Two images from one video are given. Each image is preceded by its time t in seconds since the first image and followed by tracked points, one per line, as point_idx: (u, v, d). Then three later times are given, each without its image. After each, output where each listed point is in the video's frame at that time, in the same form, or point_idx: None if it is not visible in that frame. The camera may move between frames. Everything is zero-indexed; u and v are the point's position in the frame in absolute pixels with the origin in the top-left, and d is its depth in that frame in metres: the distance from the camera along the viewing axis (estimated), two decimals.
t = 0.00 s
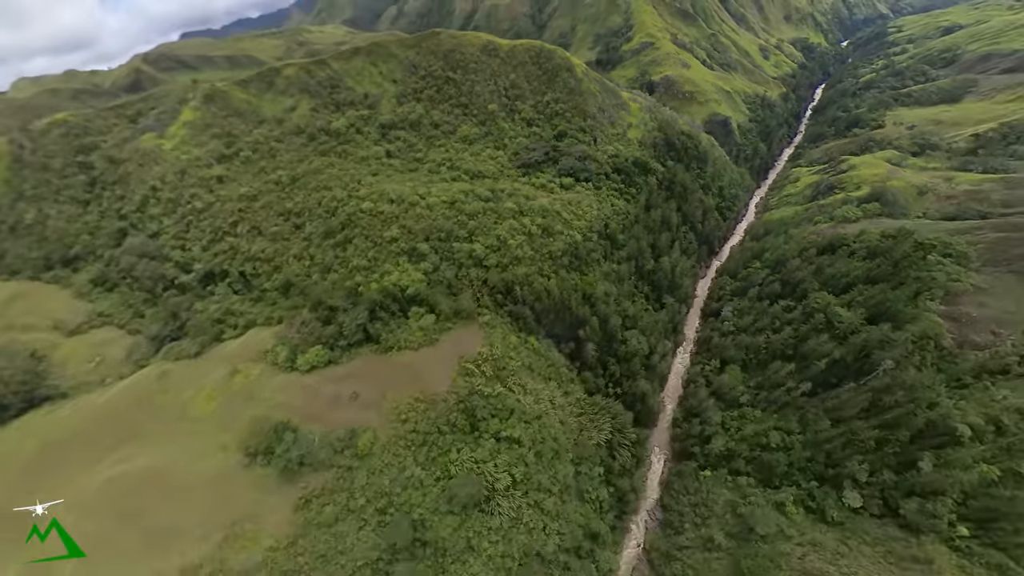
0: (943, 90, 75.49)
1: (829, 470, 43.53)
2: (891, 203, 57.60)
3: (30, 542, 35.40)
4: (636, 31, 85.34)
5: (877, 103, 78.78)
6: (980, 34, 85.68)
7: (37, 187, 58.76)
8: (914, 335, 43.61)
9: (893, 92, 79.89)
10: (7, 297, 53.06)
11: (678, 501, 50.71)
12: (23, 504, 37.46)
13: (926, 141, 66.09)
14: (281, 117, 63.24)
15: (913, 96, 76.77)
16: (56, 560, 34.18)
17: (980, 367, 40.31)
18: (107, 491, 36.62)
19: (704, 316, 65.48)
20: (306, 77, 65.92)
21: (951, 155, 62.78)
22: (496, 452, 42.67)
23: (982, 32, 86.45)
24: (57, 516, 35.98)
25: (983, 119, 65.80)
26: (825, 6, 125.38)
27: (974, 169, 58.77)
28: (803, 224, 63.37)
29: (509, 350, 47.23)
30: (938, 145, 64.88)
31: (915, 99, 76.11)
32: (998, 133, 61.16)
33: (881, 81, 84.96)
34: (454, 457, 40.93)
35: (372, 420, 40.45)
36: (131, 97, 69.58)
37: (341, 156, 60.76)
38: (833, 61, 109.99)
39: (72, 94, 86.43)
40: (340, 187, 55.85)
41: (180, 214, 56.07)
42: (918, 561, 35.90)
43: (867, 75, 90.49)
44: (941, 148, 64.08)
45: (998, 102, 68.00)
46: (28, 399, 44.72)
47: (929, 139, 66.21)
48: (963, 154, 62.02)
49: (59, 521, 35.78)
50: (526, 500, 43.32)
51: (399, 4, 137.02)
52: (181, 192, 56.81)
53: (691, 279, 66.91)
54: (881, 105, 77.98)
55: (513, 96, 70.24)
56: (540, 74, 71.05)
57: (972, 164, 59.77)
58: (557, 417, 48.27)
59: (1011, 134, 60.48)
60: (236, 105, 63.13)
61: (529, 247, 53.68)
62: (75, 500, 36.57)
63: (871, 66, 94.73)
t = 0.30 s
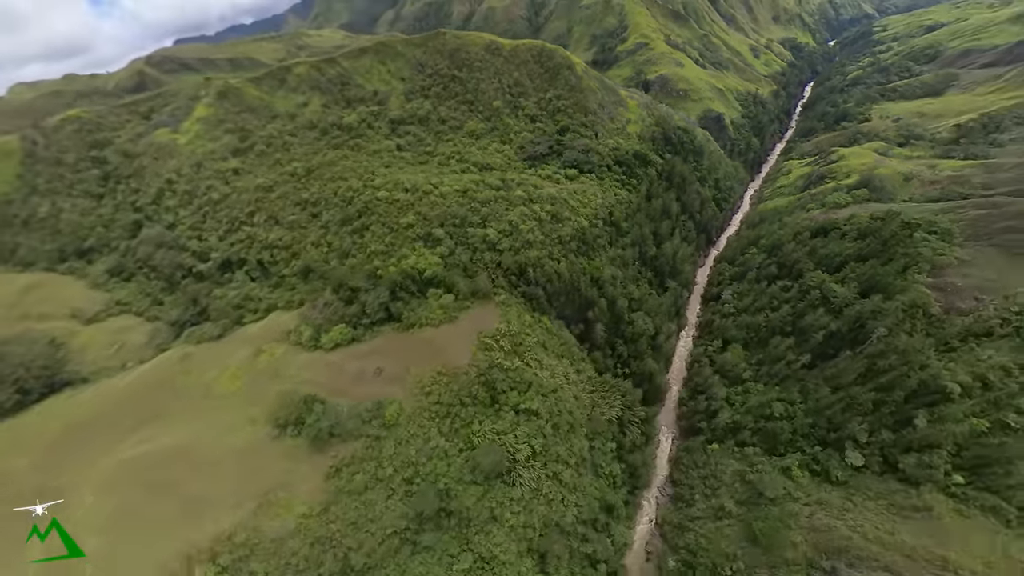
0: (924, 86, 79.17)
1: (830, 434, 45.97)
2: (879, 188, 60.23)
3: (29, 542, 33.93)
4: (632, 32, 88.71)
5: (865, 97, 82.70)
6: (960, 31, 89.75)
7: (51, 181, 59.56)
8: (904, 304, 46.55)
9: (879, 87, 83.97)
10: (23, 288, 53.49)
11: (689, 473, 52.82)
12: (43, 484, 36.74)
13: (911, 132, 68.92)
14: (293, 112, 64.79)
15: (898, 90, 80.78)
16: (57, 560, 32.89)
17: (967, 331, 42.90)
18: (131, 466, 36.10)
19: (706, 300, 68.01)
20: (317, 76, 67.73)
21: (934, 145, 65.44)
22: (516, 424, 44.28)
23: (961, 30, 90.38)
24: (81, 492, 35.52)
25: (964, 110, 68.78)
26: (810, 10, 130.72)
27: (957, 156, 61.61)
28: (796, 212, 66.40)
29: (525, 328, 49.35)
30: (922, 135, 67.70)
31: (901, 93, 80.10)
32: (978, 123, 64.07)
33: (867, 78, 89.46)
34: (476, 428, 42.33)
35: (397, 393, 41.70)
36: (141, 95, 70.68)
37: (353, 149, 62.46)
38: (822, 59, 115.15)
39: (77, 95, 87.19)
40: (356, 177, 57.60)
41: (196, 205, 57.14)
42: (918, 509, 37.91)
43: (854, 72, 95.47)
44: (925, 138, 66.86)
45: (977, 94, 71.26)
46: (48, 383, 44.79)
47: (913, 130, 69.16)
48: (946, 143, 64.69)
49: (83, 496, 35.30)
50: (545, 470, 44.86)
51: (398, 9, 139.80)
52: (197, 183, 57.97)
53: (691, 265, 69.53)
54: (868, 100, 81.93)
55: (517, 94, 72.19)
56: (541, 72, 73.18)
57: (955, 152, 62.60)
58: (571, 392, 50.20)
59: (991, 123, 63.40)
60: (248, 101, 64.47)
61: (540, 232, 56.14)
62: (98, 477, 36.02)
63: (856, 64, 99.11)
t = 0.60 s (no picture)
0: (908, 82, 82.64)
1: (829, 404, 48.27)
2: (868, 176, 63.10)
3: (29, 542, 33.70)
4: (627, 34, 92.13)
5: (853, 94, 86.58)
6: (943, 29, 94.43)
7: (63, 176, 60.47)
8: (892, 280, 49.41)
9: (866, 84, 87.94)
10: (38, 279, 54.01)
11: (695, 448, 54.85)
12: (70, 461, 37.23)
13: (897, 125, 72.14)
14: (303, 109, 66.18)
15: (885, 85, 84.50)
16: (56, 561, 32.75)
17: (953, 302, 45.44)
18: (164, 440, 37.32)
19: (705, 288, 70.38)
20: (325, 74, 69.13)
21: (919, 136, 68.38)
22: (531, 400, 46.19)
23: (941, 31, 94.79)
24: (114, 466, 36.37)
25: (948, 103, 72.40)
26: (797, 13, 135.89)
27: (940, 146, 64.66)
28: (790, 202, 69.17)
29: (536, 309, 51.39)
30: (907, 128, 71.01)
31: (886, 90, 83.57)
32: (960, 115, 67.28)
33: (855, 75, 93.72)
34: (493, 404, 44.09)
35: (417, 370, 43.05)
36: (150, 93, 71.75)
37: (363, 144, 64.10)
38: (810, 59, 120.19)
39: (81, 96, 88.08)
40: (368, 170, 59.28)
41: (210, 198, 58.24)
42: (916, 468, 39.84)
43: (842, 71, 100.05)
44: (910, 130, 70.03)
45: (958, 89, 74.82)
46: (68, 369, 44.96)
47: (899, 123, 72.42)
48: (931, 134, 67.75)
49: (116, 470, 36.16)
50: (559, 444, 46.76)
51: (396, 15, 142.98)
52: (211, 176, 59.09)
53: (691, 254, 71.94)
54: (855, 97, 85.86)
55: (518, 92, 74.32)
56: (541, 70, 75.45)
57: (939, 143, 65.70)
58: (581, 371, 52.12)
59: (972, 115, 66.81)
60: (259, 98, 65.68)
61: (547, 221, 58.39)
62: (130, 451, 36.95)
63: (843, 64, 103.47)
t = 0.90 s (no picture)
0: (889, 80, 87.42)
1: (824, 374, 51.01)
2: (853, 165, 66.80)
3: (29, 542, 33.76)
4: (621, 36, 96.00)
5: (839, 91, 90.93)
6: (923, 30, 100.49)
7: (77, 170, 61.58)
8: (878, 256, 52.91)
9: (851, 81, 92.39)
10: (54, 270, 54.66)
11: (700, 423, 57.38)
12: (103, 436, 38.34)
13: (881, 119, 75.96)
14: (313, 106, 67.95)
15: (869, 83, 89.22)
16: (57, 560, 32.87)
17: (936, 274, 48.77)
18: (193, 412, 38.34)
19: (703, 275, 73.27)
20: (334, 72, 71.02)
21: (901, 129, 72.16)
22: (544, 373, 48.53)
23: (918, 34, 99.95)
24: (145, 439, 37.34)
25: (928, 98, 76.74)
26: (783, 15, 141.31)
27: (922, 137, 68.33)
28: (781, 191, 72.65)
29: (547, 289, 53.83)
30: (890, 121, 74.86)
31: (871, 85, 88.75)
32: (939, 108, 71.24)
33: (840, 73, 98.63)
34: (509, 376, 46.37)
35: (436, 344, 44.83)
36: (160, 91, 73.07)
37: (373, 139, 66.10)
38: (798, 58, 126.60)
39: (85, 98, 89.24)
40: (379, 162, 61.29)
41: (225, 190, 59.67)
42: (907, 425, 42.59)
43: (828, 69, 105.39)
44: (893, 123, 73.82)
45: (937, 86, 79.19)
46: (88, 352, 45.37)
47: (883, 117, 76.27)
48: (913, 127, 71.52)
49: (147, 442, 37.09)
50: (572, 415, 48.98)
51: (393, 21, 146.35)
52: (225, 169, 60.63)
53: (688, 242, 74.74)
54: (841, 94, 90.08)
55: (520, 90, 76.77)
56: (541, 70, 78.18)
57: (920, 134, 69.56)
58: (590, 349, 54.46)
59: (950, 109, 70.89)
60: (270, 96, 67.44)
61: (553, 209, 61.01)
62: (160, 424, 37.94)
63: (828, 64, 108.33)
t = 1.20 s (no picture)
0: (873, 80, 92.13)
1: (820, 349, 53.43)
2: (841, 155, 69.65)
3: (29, 542, 33.72)
4: (616, 39, 99.19)
5: (827, 90, 94.64)
6: (907, 29, 105.76)
7: (88, 165, 62.50)
8: (866, 237, 56.00)
9: (839, 78, 97.18)
10: (67, 261, 55.36)
11: (704, 402, 59.48)
12: (126, 414, 38.63)
13: (868, 113, 78.85)
14: (321, 104, 69.24)
15: (856, 82, 93.95)
16: (55, 561, 32.68)
17: (920, 252, 52.00)
18: (215, 387, 38.60)
19: (700, 264, 75.81)
20: (341, 71, 72.36)
21: (887, 122, 75.01)
22: (554, 352, 50.77)
23: (901, 36, 103.92)
24: (169, 414, 37.68)
25: (912, 93, 79.92)
26: (772, 17, 145.74)
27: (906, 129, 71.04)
28: (772, 182, 74.67)
29: (554, 274, 56.45)
30: (877, 115, 77.80)
31: (858, 82, 93.54)
32: (923, 101, 74.01)
33: (829, 71, 103.44)
34: (522, 354, 48.69)
35: (452, 323, 46.48)
36: (167, 89, 73.99)
37: (381, 134, 67.70)
38: (786, 59, 131.30)
39: (89, 99, 90.16)
40: (388, 156, 63.14)
41: (237, 183, 61.01)
42: (898, 391, 44.88)
43: (817, 67, 110.50)
44: (879, 117, 76.56)
45: (920, 82, 82.46)
46: (107, 337, 45.81)
47: (870, 111, 79.19)
48: (898, 120, 74.29)
49: (171, 417, 37.46)
50: (581, 392, 51.14)
51: (391, 27, 149.24)
52: (238, 163, 62.05)
53: (686, 231, 77.23)
54: (828, 92, 93.65)
55: (520, 89, 78.45)
56: (541, 71, 80.14)
57: (905, 127, 72.39)
58: (597, 330, 56.62)
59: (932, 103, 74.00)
60: (278, 93, 68.52)
61: (558, 199, 63.43)
62: (183, 399, 38.30)
63: (816, 65, 112.40)
